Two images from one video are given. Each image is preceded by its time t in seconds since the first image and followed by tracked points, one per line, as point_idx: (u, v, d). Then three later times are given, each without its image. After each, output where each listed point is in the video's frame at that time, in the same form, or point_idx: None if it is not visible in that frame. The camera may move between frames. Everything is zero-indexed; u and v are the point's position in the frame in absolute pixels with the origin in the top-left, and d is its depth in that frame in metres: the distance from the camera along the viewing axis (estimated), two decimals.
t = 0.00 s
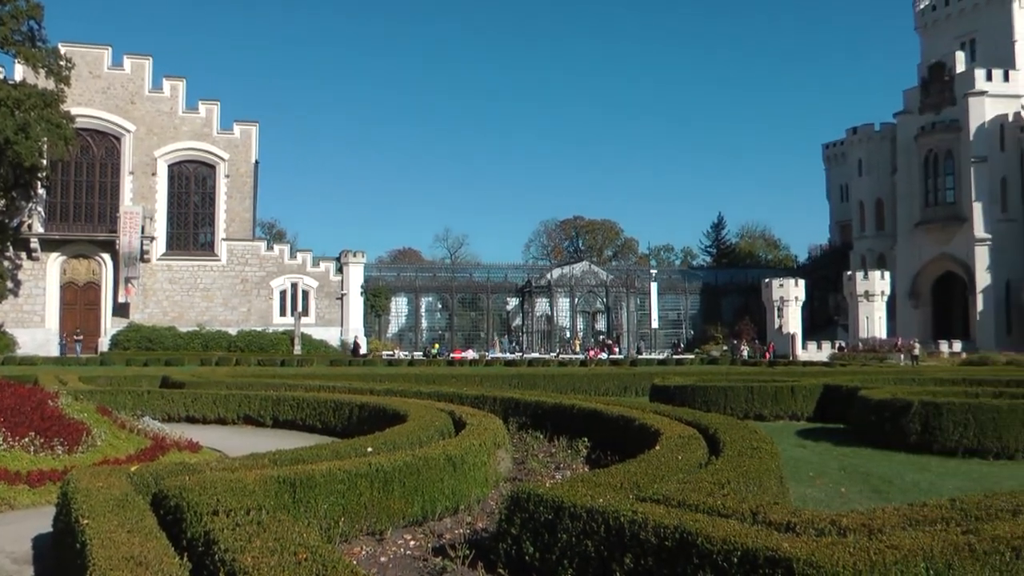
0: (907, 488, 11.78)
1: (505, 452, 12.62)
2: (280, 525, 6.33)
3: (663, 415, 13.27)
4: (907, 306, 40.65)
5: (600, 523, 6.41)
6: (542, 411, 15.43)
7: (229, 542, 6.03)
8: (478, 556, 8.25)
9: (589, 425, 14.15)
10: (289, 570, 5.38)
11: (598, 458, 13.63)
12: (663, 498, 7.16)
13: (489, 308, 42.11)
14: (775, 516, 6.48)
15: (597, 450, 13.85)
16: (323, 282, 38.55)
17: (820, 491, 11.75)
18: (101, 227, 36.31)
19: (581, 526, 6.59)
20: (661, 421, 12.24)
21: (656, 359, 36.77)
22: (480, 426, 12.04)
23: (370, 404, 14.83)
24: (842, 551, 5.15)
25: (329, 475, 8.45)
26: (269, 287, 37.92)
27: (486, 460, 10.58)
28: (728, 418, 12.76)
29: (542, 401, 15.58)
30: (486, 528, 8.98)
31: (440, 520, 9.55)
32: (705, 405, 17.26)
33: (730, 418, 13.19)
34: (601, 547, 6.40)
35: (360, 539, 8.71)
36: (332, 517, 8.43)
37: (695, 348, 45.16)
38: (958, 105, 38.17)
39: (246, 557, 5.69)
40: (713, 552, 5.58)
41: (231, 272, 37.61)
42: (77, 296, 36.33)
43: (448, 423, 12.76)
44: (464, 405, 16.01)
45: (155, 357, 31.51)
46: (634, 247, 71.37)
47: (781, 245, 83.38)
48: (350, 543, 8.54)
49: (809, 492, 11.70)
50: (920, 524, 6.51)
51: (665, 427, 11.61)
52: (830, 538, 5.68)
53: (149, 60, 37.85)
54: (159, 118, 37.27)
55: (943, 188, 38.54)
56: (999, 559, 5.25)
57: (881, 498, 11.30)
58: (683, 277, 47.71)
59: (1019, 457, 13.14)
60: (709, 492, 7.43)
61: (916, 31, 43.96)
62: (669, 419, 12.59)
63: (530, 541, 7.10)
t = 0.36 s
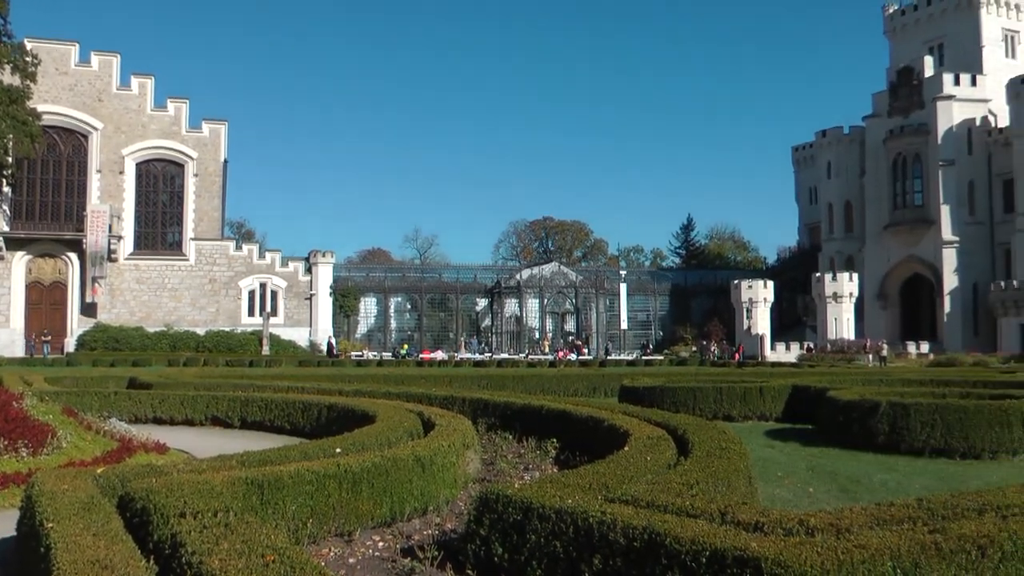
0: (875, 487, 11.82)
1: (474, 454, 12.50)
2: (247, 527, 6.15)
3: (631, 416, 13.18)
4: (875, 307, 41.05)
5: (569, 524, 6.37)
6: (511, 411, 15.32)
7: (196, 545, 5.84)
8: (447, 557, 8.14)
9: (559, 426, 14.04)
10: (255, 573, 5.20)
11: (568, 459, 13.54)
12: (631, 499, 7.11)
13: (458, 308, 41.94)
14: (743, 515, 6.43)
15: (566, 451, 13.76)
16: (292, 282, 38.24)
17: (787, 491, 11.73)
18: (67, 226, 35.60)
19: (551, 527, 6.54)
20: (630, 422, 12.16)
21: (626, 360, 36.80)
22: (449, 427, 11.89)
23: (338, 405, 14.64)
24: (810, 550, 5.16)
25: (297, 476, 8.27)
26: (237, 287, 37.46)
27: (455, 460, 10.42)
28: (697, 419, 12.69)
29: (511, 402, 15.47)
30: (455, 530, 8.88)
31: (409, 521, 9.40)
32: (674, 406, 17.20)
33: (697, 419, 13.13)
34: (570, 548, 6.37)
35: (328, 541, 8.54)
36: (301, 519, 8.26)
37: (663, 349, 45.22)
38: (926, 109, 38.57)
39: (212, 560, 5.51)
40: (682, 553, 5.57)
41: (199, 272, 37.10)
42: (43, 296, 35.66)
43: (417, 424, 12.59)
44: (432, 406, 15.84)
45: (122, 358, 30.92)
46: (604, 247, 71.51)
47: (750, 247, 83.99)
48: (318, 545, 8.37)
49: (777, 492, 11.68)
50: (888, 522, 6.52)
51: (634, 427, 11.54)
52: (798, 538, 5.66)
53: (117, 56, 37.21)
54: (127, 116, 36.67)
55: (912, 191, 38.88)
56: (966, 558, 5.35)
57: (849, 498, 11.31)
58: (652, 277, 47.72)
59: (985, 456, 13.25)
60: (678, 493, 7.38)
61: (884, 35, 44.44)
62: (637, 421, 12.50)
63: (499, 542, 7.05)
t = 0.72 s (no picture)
0: (839, 487, 11.84)
1: (439, 455, 12.34)
2: (211, 530, 5.93)
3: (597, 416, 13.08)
4: (840, 308, 41.44)
5: (535, 525, 6.30)
6: (477, 412, 15.17)
7: (159, 548, 5.64)
8: (412, 558, 7.99)
9: (525, 426, 13.92)
10: None
11: (533, 459, 13.42)
12: (597, 499, 7.03)
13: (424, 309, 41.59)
14: (708, 515, 6.36)
15: (532, 452, 13.64)
16: (258, 282, 37.68)
17: (752, 491, 11.71)
18: (30, 225, 34.87)
19: (516, 528, 6.48)
20: (596, 423, 12.05)
21: (592, 361, 36.76)
22: (415, 427, 11.72)
23: (304, 405, 14.41)
24: (775, 550, 5.15)
25: (262, 477, 8.06)
26: (202, 287, 36.89)
27: (422, 461, 10.23)
28: (662, 420, 12.61)
29: (477, 403, 15.32)
30: (421, 531, 8.72)
31: (374, 522, 9.21)
32: (639, 407, 17.15)
33: (664, 420, 13.07)
34: (535, 548, 6.29)
35: (294, 542, 8.34)
36: (265, 521, 8.05)
37: (629, 350, 45.29)
38: (892, 113, 38.99)
39: (175, 564, 5.32)
40: (647, 553, 5.51)
41: (163, 271, 36.47)
42: (3, 295, 34.85)
43: (383, 424, 12.41)
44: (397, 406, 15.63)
45: (84, 359, 30.19)
46: (570, 249, 71.58)
47: (715, 248, 84.51)
48: (283, 546, 8.18)
49: (742, 492, 11.66)
50: (852, 521, 6.53)
51: (599, 428, 11.45)
52: (763, 538, 5.63)
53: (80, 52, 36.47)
54: (91, 113, 35.97)
55: (877, 194, 39.29)
56: (928, 556, 5.42)
57: (813, 498, 11.30)
58: (619, 279, 47.75)
59: (948, 456, 13.34)
60: (644, 493, 7.30)
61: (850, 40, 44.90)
62: (603, 421, 12.40)
63: (464, 543, 6.97)
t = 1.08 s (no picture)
0: (806, 487, 11.87)
1: (407, 455, 12.21)
2: (177, 532, 5.76)
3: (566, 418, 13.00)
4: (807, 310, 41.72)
5: (503, 525, 6.35)
6: (446, 412, 15.04)
7: (124, 552, 5.46)
8: (381, 560, 7.88)
9: (494, 427, 13.79)
10: None
11: (501, 460, 13.30)
12: (565, 501, 7.02)
13: (393, 310, 41.35)
14: (675, 516, 6.38)
15: (500, 453, 13.50)
16: (225, 282, 37.21)
17: (719, 491, 11.70)
18: None
19: (484, 529, 6.50)
20: (565, 423, 11.96)
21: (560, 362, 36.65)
22: (383, 428, 11.55)
23: (271, 406, 14.20)
24: (741, 549, 5.23)
25: (229, 479, 7.88)
26: (169, 286, 36.32)
27: (389, 462, 10.06)
28: (631, 421, 12.54)
29: (446, 403, 15.20)
30: (390, 531, 8.60)
31: (341, 523, 9.05)
32: (608, 408, 17.13)
33: (633, 421, 13.04)
34: (503, 549, 6.34)
35: (260, 545, 8.18)
36: (232, 523, 7.87)
37: (597, 351, 45.46)
38: (859, 116, 39.30)
39: (138, 568, 5.16)
40: (615, 553, 5.58)
41: (130, 271, 35.88)
42: None
43: (351, 425, 12.24)
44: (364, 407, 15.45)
45: (49, 360, 29.54)
46: (539, 249, 71.57)
47: (683, 250, 84.98)
48: (249, 549, 8.02)
49: (709, 492, 11.65)
50: (819, 521, 6.55)
51: (568, 429, 11.36)
52: (731, 538, 5.68)
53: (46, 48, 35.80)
54: (57, 110, 35.33)
55: (845, 197, 39.67)
56: (894, 554, 5.49)
57: (780, 498, 11.30)
58: (587, 280, 47.74)
59: (914, 456, 13.43)
60: (612, 494, 7.29)
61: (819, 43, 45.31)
62: (572, 422, 12.30)
63: (432, 544, 6.96)
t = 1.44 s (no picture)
0: (773, 487, 11.87)
1: (374, 455, 12.07)
2: (144, 535, 5.58)
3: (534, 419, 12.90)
4: (775, 311, 42.01)
5: (470, 526, 6.35)
6: (414, 413, 14.92)
7: (88, 554, 5.27)
8: (348, 561, 7.75)
9: (462, 427, 13.66)
10: None
11: (469, 461, 13.15)
12: (532, 500, 6.97)
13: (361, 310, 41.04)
14: (643, 516, 6.33)
15: (468, 454, 13.35)
16: (193, 282, 36.67)
17: (687, 491, 11.67)
18: None
19: (451, 530, 6.50)
20: (533, 424, 11.85)
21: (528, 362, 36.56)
22: (350, 429, 11.37)
23: (238, 407, 13.96)
24: (708, 549, 5.23)
25: (196, 481, 7.69)
26: (135, 286, 35.71)
27: (357, 463, 9.90)
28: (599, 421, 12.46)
29: (414, 403, 15.07)
30: (359, 532, 8.48)
31: (308, 524, 8.88)
32: (575, 409, 17.07)
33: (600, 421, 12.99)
34: (470, 550, 6.33)
35: (227, 547, 7.99)
36: (199, 525, 7.66)
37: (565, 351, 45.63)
38: (827, 119, 39.65)
39: (102, 571, 4.97)
40: (582, 554, 5.58)
41: (96, 271, 35.26)
42: None
43: (318, 426, 12.05)
44: (330, 407, 15.28)
45: (12, 361, 28.83)
46: (508, 250, 71.50)
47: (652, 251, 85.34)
48: (216, 551, 7.83)
49: (676, 492, 11.61)
50: (786, 521, 6.54)
51: (535, 430, 11.27)
52: (698, 538, 5.67)
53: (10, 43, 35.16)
54: (21, 106, 34.72)
55: (813, 199, 40.02)
56: (861, 553, 5.53)
57: (748, 498, 11.29)
58: (555, 281, 47.81)
59: (881, 456, 13.48)
60: (580, 495, 7.23)
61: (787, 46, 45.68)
62: (540, 423, 12.21)
63: (400, 545, 6.94)
